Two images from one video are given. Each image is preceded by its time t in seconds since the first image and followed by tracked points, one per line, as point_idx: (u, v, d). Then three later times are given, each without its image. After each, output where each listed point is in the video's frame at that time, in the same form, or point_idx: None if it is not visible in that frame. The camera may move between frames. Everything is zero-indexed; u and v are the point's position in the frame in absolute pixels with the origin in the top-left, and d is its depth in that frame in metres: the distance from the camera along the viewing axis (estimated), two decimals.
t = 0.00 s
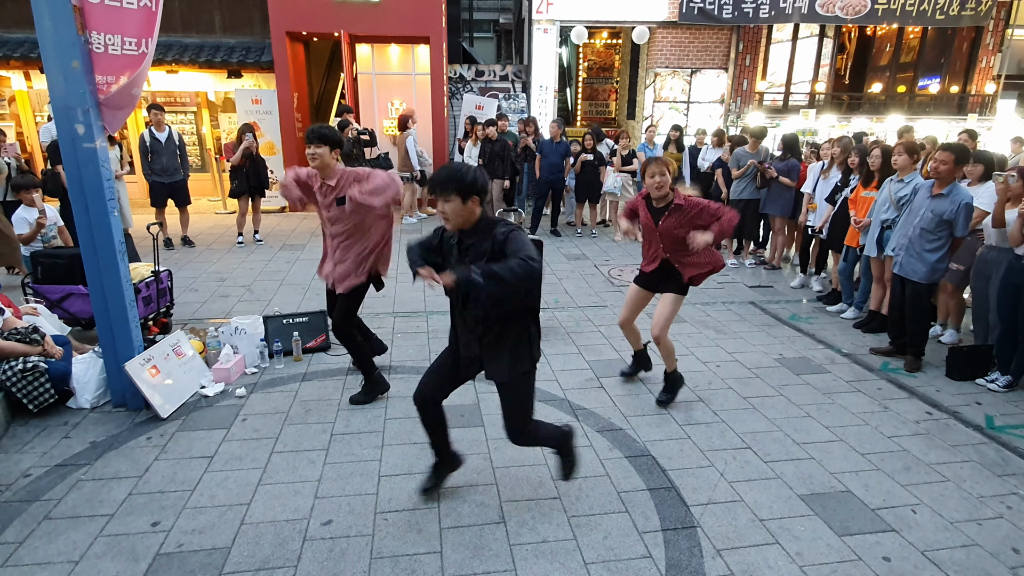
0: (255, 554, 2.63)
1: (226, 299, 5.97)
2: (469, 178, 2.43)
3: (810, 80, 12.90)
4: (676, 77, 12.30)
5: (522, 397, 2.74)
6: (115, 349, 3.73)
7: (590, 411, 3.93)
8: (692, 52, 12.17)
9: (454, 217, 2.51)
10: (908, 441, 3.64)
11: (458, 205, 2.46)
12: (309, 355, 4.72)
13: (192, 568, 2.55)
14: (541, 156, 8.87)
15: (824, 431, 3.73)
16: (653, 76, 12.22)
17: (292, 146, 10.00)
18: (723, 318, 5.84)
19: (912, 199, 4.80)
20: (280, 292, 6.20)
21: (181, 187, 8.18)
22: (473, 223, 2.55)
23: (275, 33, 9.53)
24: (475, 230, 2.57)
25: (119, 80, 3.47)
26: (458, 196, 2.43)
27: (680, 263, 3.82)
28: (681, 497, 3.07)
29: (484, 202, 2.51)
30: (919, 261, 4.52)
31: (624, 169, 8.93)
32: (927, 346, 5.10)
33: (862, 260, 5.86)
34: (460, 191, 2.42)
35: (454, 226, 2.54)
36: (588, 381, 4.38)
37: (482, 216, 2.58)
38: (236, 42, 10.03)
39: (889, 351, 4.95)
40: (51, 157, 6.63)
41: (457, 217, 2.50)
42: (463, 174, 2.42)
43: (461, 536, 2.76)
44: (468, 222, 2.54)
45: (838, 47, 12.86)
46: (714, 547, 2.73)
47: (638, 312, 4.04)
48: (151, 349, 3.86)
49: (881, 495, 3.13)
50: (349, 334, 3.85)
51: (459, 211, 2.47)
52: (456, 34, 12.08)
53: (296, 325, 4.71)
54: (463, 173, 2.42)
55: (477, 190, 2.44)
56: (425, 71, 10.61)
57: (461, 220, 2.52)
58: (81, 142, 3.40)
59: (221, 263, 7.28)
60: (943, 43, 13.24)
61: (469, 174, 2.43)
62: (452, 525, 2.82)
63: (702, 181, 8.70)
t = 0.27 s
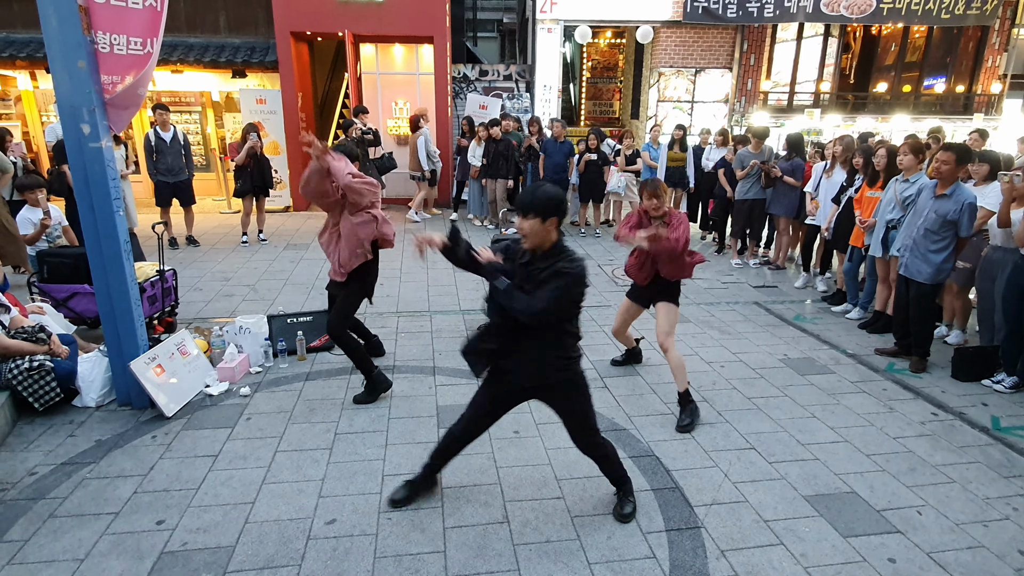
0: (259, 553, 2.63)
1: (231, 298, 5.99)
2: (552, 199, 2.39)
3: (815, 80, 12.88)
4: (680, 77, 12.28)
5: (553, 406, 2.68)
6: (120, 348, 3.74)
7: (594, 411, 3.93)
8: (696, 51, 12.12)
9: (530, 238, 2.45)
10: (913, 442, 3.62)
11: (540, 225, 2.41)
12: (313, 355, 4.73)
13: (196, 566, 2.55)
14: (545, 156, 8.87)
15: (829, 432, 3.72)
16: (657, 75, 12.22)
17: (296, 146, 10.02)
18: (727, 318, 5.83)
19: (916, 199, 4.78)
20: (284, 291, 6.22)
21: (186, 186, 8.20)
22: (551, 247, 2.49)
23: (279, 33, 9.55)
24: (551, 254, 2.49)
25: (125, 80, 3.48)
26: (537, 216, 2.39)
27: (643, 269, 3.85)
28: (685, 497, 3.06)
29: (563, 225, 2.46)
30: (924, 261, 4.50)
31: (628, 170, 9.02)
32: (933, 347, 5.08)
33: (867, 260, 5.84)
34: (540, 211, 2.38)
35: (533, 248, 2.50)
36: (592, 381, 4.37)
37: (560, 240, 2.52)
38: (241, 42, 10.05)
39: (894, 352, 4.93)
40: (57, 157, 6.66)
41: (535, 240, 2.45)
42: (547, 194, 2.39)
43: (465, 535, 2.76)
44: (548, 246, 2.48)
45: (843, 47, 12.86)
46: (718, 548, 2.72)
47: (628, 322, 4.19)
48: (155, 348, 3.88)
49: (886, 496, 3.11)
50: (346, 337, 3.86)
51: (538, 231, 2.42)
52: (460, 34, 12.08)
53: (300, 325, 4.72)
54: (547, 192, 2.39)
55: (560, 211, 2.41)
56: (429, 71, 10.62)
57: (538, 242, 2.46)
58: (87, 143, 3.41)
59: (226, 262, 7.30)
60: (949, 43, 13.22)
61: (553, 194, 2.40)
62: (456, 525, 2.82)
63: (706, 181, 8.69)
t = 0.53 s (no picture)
0: (263, 551, 2.64)
1: (235, 296, 6.00)
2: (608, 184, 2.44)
3: (820, 78, 12.85)
4: (684, 75, 12.25)
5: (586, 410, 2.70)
6: (125, 347, 3.76)
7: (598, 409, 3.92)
8: (700, 50, 12.09)
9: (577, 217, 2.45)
10: (919, 442, 3.61)
11: (592, 207, 2.43)
12: (317, 353, 4.73)
13: (200, 564, 2.56)
14: (548, 154, 8.86)
15: (833, 432, 3.71)
16: (661, 74, 12.18)
17: (299, 144, 10.05)
18: (731, 317, 5.81)
19: (920, 198, 4.75)
20: (288, 290, 6.23)
21: (190, 185, 8.22)
22: (598, 235, 2.49)
23: (283, 32, 9.56)
24: (601, 240, 2.49)
25: (129, 79, 3.49)
26: (591, 197, 2.41)
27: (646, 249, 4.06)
28: (689, 497, 3.05)
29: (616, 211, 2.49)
30: (928, 260, 4.48)
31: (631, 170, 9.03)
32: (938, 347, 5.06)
33: (871, 259, 5.80)
34: (594, 192, 2.42)
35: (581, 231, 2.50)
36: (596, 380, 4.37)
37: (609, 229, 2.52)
38: (245, 41, 10.06)
39: (899, 352, 4.91)
40: (62, 156, 6.68)
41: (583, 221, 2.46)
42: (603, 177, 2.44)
43: (468, 534, 2.76)
44: (595, 231, 2.49)
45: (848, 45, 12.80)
46: (722, 547, 2.72)
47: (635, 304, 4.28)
48: (160, 346, 3.89)
49: (891, 496, 3.10)
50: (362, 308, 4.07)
51: (589, 213, 2.43)
52: (464, 32, 12.08)
53: (304, 324, 4.77)
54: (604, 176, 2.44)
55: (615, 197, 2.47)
56: (432, 70, 10.60)
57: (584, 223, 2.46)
58: (92, 141, 3.42)
59: (230, 261, 7.31)
60: (955, 41, 13.09)
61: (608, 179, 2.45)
62: (459, 524, 2.82)
63: (710, 180, 8.67)
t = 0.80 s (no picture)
0: (265, 548, 2.64)
1: (237, 295, 6.01)
2: (633, 177, 2.39)
3: (823, 76, 12.81)
4: (686, 73, 12.21)
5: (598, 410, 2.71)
6: (128, 345, 3.77)
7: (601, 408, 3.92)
8: (703, 47, 12.06)
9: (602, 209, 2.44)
10: (921, 441, 3.60)
11: (615, 201, 2.41)
12: (319, 352, 4.74)
13: (203, 562, 2.57)
14: (550, 153, 8.85)
15: (836, 430, 3.70)
16: (663, 72, 12.13)
17: (301, 143, 10.07)
18: (733, 316, 5.80)
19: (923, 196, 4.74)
20: (290, 289, 6.23)
21: (192, 183, 8.23)
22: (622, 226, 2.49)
23: (285, 31, 9.57)
24: (624, 234, 2.50)
25: (131, 78, 3.50)
26: (615, 191, 2.39)
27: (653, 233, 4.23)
28: (691, 495, 3.05)
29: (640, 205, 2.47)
30: (931, 258, 4.47)
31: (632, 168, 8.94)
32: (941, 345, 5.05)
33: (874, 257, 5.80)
34: (619, 186, 2.39)
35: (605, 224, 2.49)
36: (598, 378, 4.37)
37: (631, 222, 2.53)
38: (246, 40, 10.04)
39: (902, 350, 4.90)
40: (64, 155, 6.69)
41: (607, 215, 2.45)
42: (629, 170, 2.39)
43: (470, 532, 2.76)
44: (620, 224, 2.48)
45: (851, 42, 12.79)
46: (724, 546, 2.71)
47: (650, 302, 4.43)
48: (163, 345, 3.90)
49: (893, 495, 3.10)
50: (370, 302, 4.14)
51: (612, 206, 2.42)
52: (465, 31, 12.06)
53: (305, 322, 4.73)
54: (630, 169, 2.39)
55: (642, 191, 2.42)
56: (433, 68, 10.56)
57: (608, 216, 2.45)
58: (94, 140, 3.42)
59: (232, 259, 7.33)
60: (958, 38, 13.10)
61: (634, 173, 2.40)
62: (461, 522, 2.82)
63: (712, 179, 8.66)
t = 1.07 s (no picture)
0: (267, 547, 2.65)
1: (238, 294, 6.02)
2: (647, 179, 2.38)
3: (824, 75, 12.80)
4: (687, 72, 12.20)
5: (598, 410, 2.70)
6: (129, 345, 3.77)
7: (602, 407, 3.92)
8: (703, 46, 12.08)
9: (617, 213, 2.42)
10: (923, 440, 3.60)
11: (629, 204, 2.39)
12: (320, 351, 4.75)
13: (204, 560, 2.58)
14: (551, 152, 8.84)
15: (837, 429, 3.70)
16: (664, 70, 12.14)
17: (302, 142, 10.08)
18: (734, 315, 5.79)
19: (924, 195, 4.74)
20: (291, 288, 6.24)
21: (193, 182, 8.24)
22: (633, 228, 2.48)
23: (286, 31, 9.57)
24: (638, 234, 2.49)
25: (132, 77, 3.52)
26: (629, 191, 2.37)
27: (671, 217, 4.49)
28: (692, 494, 3.05)
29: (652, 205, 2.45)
30: (934, 257, 4.46)
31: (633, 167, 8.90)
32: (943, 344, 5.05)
33: (876, 256, 5.79)
34: (633, 185, 2.37)
35: (620, 226, 2.47)
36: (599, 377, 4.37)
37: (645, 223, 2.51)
38: (247, 39, 10.03)
39: (903, 349, 4.89)
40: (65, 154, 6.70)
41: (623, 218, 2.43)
42: (642, 171, 2.38)
43: (471, 531, 2.76)
44: (634, 224, 2.46)
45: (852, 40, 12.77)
46: (725, 544, 2.71)
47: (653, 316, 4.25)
48: (164, 344, 3.90)
49: (894, 494, 3.09)
50: (367, 299, 4.11)
51: (627, 209, 2.40)
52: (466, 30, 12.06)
53: (307, 321, 4.73)
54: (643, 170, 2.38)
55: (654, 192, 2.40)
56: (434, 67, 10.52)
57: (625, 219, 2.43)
58: (95, 140, 3.43)
59: (234, 258, 7.34)
60: (960, 36, 13.11)
61: (647, 174, 2.39)
62: (462, 521, 2.83)
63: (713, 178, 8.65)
